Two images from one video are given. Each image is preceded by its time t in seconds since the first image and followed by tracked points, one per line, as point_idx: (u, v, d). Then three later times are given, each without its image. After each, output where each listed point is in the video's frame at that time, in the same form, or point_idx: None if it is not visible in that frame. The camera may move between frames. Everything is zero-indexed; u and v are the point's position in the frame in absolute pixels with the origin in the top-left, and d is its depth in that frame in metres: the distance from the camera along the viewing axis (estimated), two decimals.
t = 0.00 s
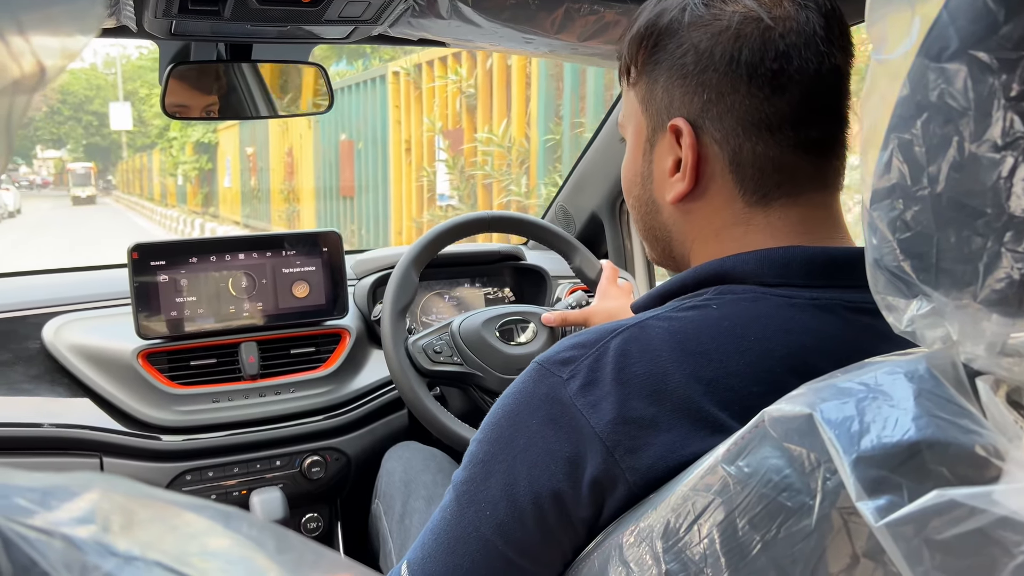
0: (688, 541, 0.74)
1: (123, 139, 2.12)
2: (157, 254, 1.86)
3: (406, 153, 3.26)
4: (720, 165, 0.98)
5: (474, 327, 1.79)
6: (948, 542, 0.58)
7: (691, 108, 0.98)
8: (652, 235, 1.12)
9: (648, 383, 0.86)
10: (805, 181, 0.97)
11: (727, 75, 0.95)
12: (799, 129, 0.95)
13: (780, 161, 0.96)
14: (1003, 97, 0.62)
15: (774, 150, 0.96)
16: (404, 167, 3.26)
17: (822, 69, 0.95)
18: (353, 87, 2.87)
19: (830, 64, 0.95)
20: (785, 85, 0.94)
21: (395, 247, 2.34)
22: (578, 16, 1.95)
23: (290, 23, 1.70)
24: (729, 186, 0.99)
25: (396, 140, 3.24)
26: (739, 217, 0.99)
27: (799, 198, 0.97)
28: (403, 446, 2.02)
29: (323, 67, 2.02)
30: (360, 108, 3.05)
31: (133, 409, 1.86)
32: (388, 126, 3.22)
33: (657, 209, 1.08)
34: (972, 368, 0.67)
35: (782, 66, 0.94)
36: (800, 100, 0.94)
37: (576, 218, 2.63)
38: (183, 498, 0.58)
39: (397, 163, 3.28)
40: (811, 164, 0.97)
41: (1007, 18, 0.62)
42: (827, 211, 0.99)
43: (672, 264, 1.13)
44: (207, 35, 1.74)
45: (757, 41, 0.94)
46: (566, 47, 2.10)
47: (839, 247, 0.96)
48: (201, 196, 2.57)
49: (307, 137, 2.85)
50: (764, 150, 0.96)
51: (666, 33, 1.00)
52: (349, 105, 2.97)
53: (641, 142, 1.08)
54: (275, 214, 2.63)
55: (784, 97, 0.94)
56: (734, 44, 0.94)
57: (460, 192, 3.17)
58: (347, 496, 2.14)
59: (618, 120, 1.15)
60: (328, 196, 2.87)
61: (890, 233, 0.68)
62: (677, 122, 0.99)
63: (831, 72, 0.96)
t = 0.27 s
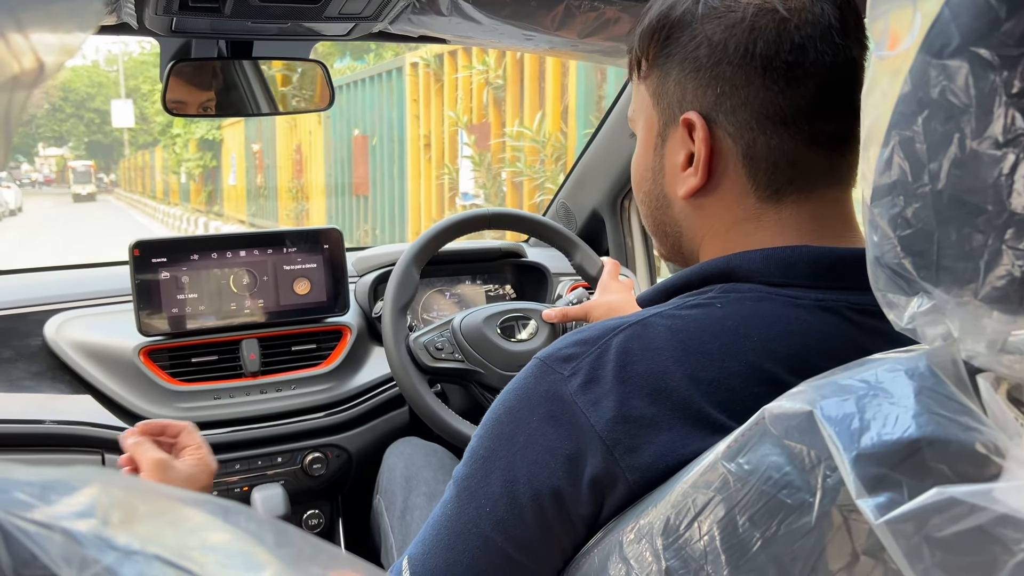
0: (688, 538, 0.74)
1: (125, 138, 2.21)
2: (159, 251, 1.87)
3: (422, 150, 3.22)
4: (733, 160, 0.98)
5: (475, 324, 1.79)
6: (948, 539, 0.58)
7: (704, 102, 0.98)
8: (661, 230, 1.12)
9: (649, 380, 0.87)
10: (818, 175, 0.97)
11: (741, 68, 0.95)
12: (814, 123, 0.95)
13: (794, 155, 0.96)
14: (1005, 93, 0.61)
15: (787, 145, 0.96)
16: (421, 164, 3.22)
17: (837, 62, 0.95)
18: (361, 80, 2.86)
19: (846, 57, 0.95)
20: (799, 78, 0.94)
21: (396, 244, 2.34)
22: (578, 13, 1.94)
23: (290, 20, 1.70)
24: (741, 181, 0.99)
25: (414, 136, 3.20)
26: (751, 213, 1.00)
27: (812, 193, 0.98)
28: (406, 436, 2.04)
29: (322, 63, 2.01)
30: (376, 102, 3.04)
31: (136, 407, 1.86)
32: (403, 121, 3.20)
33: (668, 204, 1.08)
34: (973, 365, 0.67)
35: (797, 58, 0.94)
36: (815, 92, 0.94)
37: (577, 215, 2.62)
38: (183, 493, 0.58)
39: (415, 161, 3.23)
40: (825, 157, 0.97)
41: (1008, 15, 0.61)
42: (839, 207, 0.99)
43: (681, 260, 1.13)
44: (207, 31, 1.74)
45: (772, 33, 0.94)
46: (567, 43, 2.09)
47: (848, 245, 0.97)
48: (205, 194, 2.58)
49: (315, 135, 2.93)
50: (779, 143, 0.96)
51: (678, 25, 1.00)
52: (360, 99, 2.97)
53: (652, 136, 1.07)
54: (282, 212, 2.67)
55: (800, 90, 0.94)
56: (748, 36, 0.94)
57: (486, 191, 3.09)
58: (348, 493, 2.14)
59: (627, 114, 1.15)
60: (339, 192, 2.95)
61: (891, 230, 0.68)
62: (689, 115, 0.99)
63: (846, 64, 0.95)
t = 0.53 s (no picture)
0: (695, 533, 0.74)
1: (127, 135, 2.08)
2: (165, 247, 1.87)
3: (440, 142, 3.37)
4: (745, 153, 0.99)
5: (480, 321, 1.79)
6: (956, 533, 0.58)
7: (719, 94, 0.99)
8: (672, 220, 1.13)
9: (655, 377, 0.87)
10: (831, 172, 0.97)
11: (756, 60, 0.95)
12: (829, 119, 0.95)
13: (807, 151, 0.96)
14: (1014, 87, 0.61)
15: (801, 140, 0.96)
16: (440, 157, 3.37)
17: (857, 56, 0.92)
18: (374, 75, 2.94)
19: (865, 51, 0.92)
20: (815, 72, 0.93)
21: (401, 241, 2.34)
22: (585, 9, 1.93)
23: (295, 15, 1.70)
24: (753, 175, 1.00)
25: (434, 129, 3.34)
26: (762, 207, 1.00)
27: (823, 190, 0.98)
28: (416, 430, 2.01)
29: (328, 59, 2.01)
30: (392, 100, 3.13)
31: (141, 402, 1.86)
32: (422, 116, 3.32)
33: (679, 194, 1.08)
34: (981, 360, 0.67)
35: (815, 51, 0.92)
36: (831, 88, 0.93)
37: (582, 213, 2.62)
38: (194, 486, 0.58)
39: (436, 157, 3.36)
40: (838, 154, 0.96)
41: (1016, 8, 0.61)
42: (851, 203, 0.99)
43: (691, 250, 1.14)
44: (212, 27, 1.74)
45: (790, 26, 0.93)
46: (573, 40, 2.09)
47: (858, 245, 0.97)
48: (210, 191, 2.56)
49: (325, 131, 2.93)
50: (793, 139, 0.96)
51: (696, 14, 1.00)
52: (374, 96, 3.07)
53: (665, 126, 1.08)
54: (289, 211, 2.74)
55: (816, 85, 0.94)
56: (765, 28, 0.94)
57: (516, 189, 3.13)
58: (352, 490, 2.14)
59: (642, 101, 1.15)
60: (350, 189, 2.99)
61: (898, 225, 0.68)
62: (703, 107, 0.99)
63: (868, 58, 0.92)
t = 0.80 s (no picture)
0: (692, 526, 0.74)
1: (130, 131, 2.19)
2: (166, 243, 1.88)
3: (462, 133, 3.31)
4: (739, 148, 0.99)
5: (480, 317, 1.80)
6: (951, 524, 0.58)
7: (712, 89, 0.99)
8: (665, 216, 1.13)
9: (651, 371, 0.87)
10: (823, 166, 0.97)
11: (749, 55, 0.95)
12: (821, 114, 0.95)
13: (800, 145, 0.96)
14: (1009, 80, 0.61)
15: (793, 134, 0.96)
16: (461, 147, 3.32)
17: (848, 51, 0.93)
18: (387, 68, 2.94)
19: (856, 46, 0.93)
20: (807, 67, 0.94)
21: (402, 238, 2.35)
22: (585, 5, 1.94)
23: (296, 11, 1.71)
24: (746, 170, 1.00)
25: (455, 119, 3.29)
26: (755, 202, 1.00)
27: (816, 184, 0.98)
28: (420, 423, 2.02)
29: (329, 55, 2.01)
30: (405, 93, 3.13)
31: (142, 398, 1.87)
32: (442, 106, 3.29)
33: (673, 190, 1.09)
34: (976, 353, 0.67)
35: (807, 47, 0.93)
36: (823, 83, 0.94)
37: (583, 210, 2.62)
38: (191, 477, 0.58)
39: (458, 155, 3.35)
40: (830, 149, 0.97)
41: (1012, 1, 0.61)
42: (843, 198, 0.99)
43: (685, 247, 1.14)
44: (213, 23, 1.74)
45: (781, 21, 0.93)
46: (574, 36, 2.09)
47: (852, 238, 0.97)
48: (213, 189, 2.67)
49: (335, 126, 2.95)
50: (785, 134, 0.96)
51: (689, 10, 1.00)
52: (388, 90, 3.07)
53: (658, 122, 1.08)
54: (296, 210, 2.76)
55: (808, 80, 0.94)
56: (758, 23, 0.94)
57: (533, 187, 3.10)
58: (353, 486, 2.15)
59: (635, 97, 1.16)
60: (361, 185, 2.98)
61: (894, 218, 0.68)
62: (696, 102, 1.00)
63: (858, 54, 0.93)
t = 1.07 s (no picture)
0: (694, 527, 0.74)
1: (133, 129, 2.10)
2: (169, 242, 1.88)
3: (488, 125, 3.17)
4: (738, 149, 0.99)
5: (483, 314, 1.80)
6: (953, 524, 0.58)
7: (711, 90, 0.99)
8: (666, 217, 1.13)
9: (653, 372, 0.87)
10: (822, 166, 0.98)
11: (747, 56, 0.96)
12: (819, 114, 0.96)
13: (799, 145, 0.97)
14: (1012, 81, 0.62)
15: (792, 134, 0.96)
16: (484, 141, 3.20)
17: (845, 51, 0.94)
18: (404, 61, 2.83)
19: (854, 46, 0.94)
20: (805, 67, 0.94)
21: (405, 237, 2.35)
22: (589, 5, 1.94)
23: (299, 11, 1.71)
24: (746, 170, 1.00)
25: (478, 112, 3.16)
26: (755, 202, 1.01)
27: (815, 184, 0.98)
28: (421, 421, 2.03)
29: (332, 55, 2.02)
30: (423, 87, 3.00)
31: (144, 396, 1.88)
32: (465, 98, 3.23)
33: (673, 191, 1.09)
34: (979, 353, 0.67)
35: (804, 47, 0.94)
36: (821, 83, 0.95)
37: (585, 209, 2.62)
38: (196, 476, 0.58)
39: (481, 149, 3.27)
40: (829, 149, 0.97)
41: (1015, 3, 0.62)
42: (842, 197, 1.00)
43: (687, 248, 1.14)
44: (217, 23, 1.75)
45: (778, 22, 0.94)
46: (577, 35, 2.09)
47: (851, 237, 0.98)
48: (217, 187, 2.64)
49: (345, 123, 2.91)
50: (784, 134, 0.97)
51: (687, 12, 1.01)
52: (405, 87, 3.02)
53: (658, 123, 1.08)
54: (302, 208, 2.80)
55: (806, 80, 0.95)
56: (755, 25, 0.95)
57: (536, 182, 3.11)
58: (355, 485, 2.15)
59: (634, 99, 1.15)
60: (373, 182, 2.94)
61: (897, 219, 0.68)
62: (696, 103, 1.00)
63: (854, 55, 0.95)
